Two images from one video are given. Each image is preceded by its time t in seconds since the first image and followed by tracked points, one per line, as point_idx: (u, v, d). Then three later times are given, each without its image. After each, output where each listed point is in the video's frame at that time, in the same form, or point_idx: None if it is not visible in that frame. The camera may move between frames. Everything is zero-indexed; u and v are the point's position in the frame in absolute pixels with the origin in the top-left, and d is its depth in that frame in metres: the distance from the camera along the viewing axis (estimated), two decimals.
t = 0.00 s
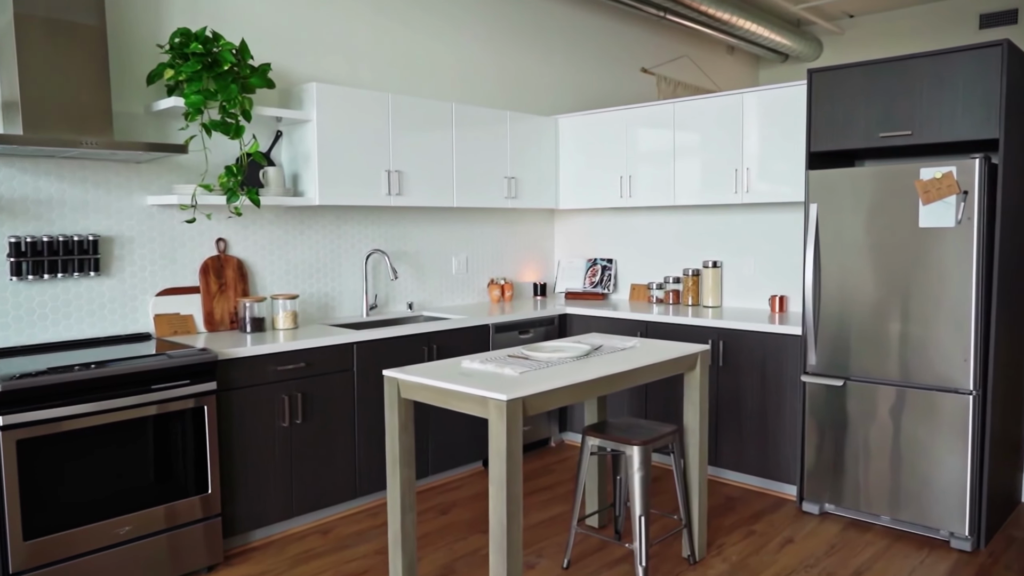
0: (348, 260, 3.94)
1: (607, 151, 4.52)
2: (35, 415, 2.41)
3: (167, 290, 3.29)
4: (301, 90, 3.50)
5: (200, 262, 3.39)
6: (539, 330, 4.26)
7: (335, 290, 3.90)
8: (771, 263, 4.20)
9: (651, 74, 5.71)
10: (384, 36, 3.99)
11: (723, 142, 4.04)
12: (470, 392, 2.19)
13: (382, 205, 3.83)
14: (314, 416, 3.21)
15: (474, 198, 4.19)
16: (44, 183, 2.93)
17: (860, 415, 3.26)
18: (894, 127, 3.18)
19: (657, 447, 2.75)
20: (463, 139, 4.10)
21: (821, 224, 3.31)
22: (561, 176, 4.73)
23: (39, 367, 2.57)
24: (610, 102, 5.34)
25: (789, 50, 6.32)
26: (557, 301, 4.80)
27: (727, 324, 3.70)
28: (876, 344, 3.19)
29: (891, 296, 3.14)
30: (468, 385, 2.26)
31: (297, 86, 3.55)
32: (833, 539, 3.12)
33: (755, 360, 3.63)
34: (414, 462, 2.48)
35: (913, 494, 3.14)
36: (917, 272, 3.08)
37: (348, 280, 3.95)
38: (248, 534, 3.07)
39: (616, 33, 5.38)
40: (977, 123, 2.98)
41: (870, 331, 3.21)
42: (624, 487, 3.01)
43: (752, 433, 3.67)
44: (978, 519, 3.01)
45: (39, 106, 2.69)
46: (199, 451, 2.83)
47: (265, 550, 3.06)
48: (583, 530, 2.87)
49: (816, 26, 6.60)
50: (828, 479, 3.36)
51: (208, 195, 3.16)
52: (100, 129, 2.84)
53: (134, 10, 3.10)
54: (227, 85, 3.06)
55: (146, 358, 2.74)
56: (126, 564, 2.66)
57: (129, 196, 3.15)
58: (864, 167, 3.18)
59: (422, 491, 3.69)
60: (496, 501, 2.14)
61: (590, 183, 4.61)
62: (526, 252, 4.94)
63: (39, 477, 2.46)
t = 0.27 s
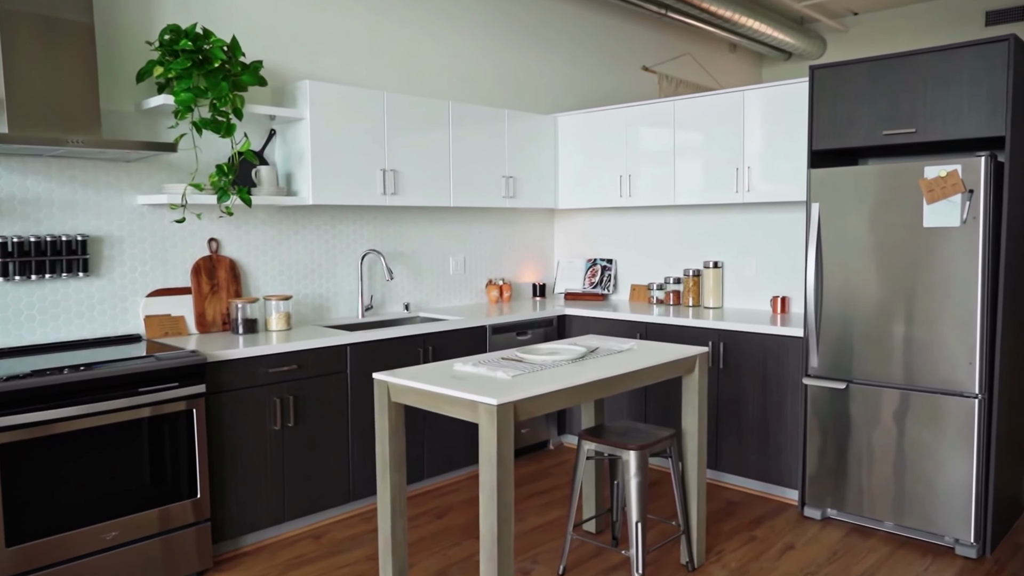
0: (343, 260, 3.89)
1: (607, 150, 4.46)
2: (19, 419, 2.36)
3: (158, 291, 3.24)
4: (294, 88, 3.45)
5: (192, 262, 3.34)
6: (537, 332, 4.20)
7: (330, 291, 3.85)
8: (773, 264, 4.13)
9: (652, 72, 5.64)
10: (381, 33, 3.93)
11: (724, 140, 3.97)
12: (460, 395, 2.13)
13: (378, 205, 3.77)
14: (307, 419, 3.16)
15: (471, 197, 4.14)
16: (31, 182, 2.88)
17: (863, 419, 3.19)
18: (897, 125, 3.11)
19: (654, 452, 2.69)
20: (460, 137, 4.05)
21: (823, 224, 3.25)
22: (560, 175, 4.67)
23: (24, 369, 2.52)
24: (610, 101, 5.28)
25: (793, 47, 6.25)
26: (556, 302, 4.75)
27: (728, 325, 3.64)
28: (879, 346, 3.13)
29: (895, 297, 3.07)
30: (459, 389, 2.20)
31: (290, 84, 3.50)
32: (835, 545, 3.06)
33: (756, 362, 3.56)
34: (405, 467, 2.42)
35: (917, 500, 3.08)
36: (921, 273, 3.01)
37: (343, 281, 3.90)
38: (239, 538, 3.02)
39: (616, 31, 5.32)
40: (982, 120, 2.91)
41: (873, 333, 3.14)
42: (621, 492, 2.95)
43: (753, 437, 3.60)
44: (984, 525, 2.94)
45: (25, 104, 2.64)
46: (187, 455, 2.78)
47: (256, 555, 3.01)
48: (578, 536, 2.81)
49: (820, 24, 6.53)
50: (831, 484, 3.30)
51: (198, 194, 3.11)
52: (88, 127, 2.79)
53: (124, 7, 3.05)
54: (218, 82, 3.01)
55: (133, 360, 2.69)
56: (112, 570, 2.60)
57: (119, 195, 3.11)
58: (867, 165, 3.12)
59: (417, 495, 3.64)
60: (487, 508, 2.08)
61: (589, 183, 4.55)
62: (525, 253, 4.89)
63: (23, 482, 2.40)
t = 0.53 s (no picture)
0: (336, 260, 3.84)
1: (605, 149, 4.40)
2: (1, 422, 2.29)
3: (146, 292, 3.19)
4: (286, 86, 3.40)
5: (181, 263, 3.29)
6: (534, 333, 4.14)
7: (323, 291, 3.80)
8: (775, 264, 4.06)
9: (652, 70, 5.58)
10: (375, 30, 3.87)
11: (725, 139, 3.91)
12: (448, 399, 2.07)
13: (371, 204, 3.72)
14: (297, 423, 3.10)
15: (468, 197, 4.08)
16: (17, 181, 2.83)
17: (865, 423, 3.13)
18: (900, 121, 3.05)
19: (650, 457, 2.63)
20: (456, 136, 3.99)
21: (824, 223, 3.19)
22: (558, 174, 4.61)
23: (6, 372, 2.45)
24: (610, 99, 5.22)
25: (795, 45, 6.18)
26: (554, 302, 4.69)
27: (727, 326, 3.57)
28: (882, 348, 3.06)
29: (898, 299, 3.00)
30: (447, 392, 2.14)
31: (282, 81, 3.45)
32: (836, 551, 2.99)
33: (756, 364, 3.50)
34: (393, 473, 2.36)
35: (920, 505, 3.01)
36: (924, 274, 2.94)
37: (337, 282, 3.85)
38: (228, 543, 2.96)
39: (616, 28, 5.25)
40: (987, 117, 2.84)
41: (876, 335, 3.07)
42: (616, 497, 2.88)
43: (753, 440, 3.54)
44: (988, 532, 2.87)
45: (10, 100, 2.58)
46: (174, 459, 2.72)
47: (246, 561, 2.95)
48: (573, 542, 2.76)
49: (823, 21, 6.45)
50: (832, 488, 3.23)
51: (187, 193, 3.06)
52: (74, 125, 2.74)
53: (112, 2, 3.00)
54: (206, 79, 2.95)
55: (119, 362, 2.63)
56: None
57: (106, 194, 3.06)
58: (869, 164, 3.05)
59: (411, 499, 3.58)
60: (475, 516, 2.01)
61: (588, 182, 4.48)
62: (523, 253, 4.83)
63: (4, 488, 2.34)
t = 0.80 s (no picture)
0: (329, 261, 3.79)
1: (603, 147, 4.33)
2: None
3: (134, 293, 3.14)
4: (277, 83, 3.34)
5: (170, 263, 3.24)
6: (531, 334, 4.08)
7: (316, 292, 3.75)
8: (775, 265, 4.00)
9: (652, 68, 5.51)
10: (368, 27, 3.82)
11: (724, 137, 3.84)
12: (434, 404, 2.01)
13: (364, 204, 3.66)
14: (287, 426, 3.05)
15: (463, 196, 4.02)
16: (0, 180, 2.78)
17: (866, 426, 3.06)
18: (902, 119, 2.98)
19: (644, 462, 2.57)
20: (451, 135, 3.94)
21: (824, 223, 3.13)
22: (556, 173, 4.55)
23: None
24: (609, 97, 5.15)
25: (797, 43, 6.11)
26: (552, 303, 4.63)
27: (726, 328, 3.51)
28: (884, 351, 2.99)
29: (900, 300, 2.94)
30: (434, 397, 2.08)
31: (273, 79, 3.39)
32: (836, 558, 2.93)
33: (755, 367, 3.43)
34: (380, 478, 2.31)
35: (923, 511, 2.95)
36: (927, 275, 2.88)
37: (329, 282, 3.79)
38: (216, 549, 2.91)
39: (616, 26, 5.19)
40: (991, 114, 2.78)
41: (877, 337, 3.01)
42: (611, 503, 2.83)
43: (752, 444, 3.47)
44: (992, 539, 2.81)
45: None
46: (159, 463, 2.66)
47: (234, 567, 2.90)
48: (566, 549, 2.70)
49: (825, 18, 6.38)
50: (832, 494, 3.17)
51: (174, 192, 3.00)
52: (58, 122, 2.68)
53: None
54: (193, 77, 2.90)
55: (102, 365, 2.58)
56: None
57: (93, 194, 3.01)
58: (871, 162, 2.99)
59: (404, 503, 3.53)
60: (462, 524, 1.96)
61: (586, 181, 4.42)
62: (521, 253, 4.77)
63: None
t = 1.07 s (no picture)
0: (321, 262, 3.74)
1: (601, 147, 4.27)
2: None
3: (121, 295, 3.09)
4: (267, 82, 3.29)
5: (159, 265, 3.19)
6: (527, 336, 4.02)
7: (308, 294, 3.69)
8: (775, 266, 3.93)
9: (652, 67, 5.45)
10: (361, 25, 3.76)
11: (723, 136, 3.78)
12: (419, 411, 1.96)
13: (357, 204, 3.61)
14: (276, 430, 3.00)
15: (458, 196, 3.97)
16: None
17: (867, 432, 3.00)
18: (903, 117, 2.91)
19: (638, 468, 2.51)
20: (445, 134, 3.88)
21: (824, 225, 3.06)
22: (553, 173, 4.49)
23: None
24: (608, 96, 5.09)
25: (799, 41, 6.04)
26: (549, 305, 4.57)
27: (724, 331, 3.44)
28: (885, 355, 2.93)
29: (901, 303, 2.88)
30: (420, 403, 2.02)
31: (263, 77, 3.34)
32: (836, 566, 2.87)
33: (754, 370, 3.37)
34: (367, 486, 2.25)
35: (925, 519, 2.88)
36: (929, 277, 2.81)
37: (322, 284, 3.74)
38: (203, 556, 2.86)
39: (614, 24, 5.13)
40: (994, 112, 2.71)
41: (878, 341, 2.94)
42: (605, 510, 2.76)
43: (751, 449, 3.41)
44: (996, 547, 2.74)
45: None
46: (144, 469, 2.60)
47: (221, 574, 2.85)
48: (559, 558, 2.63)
49: (827, 17, 6.31)
50: (833, 500, 3.11)
51: (161, 192, 2.95)
52: (40, 121, 2.63)
53: None
54: (180, 75, 2.85)
55: (86, 369, 2.52)
56: None
57: (79, 194, 2.96)
58: (873, 161, 2.92)
59: (397, 508, 3.47)
60: (447, 534, 1.90)
61: (583, 181, 4.36)
62: (518, 254, 4.71)
63: None
